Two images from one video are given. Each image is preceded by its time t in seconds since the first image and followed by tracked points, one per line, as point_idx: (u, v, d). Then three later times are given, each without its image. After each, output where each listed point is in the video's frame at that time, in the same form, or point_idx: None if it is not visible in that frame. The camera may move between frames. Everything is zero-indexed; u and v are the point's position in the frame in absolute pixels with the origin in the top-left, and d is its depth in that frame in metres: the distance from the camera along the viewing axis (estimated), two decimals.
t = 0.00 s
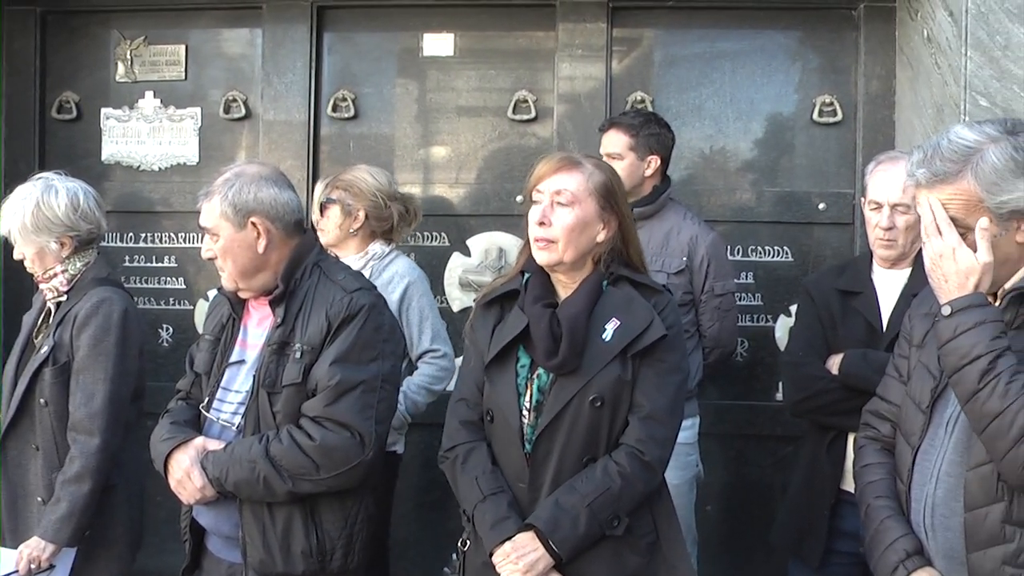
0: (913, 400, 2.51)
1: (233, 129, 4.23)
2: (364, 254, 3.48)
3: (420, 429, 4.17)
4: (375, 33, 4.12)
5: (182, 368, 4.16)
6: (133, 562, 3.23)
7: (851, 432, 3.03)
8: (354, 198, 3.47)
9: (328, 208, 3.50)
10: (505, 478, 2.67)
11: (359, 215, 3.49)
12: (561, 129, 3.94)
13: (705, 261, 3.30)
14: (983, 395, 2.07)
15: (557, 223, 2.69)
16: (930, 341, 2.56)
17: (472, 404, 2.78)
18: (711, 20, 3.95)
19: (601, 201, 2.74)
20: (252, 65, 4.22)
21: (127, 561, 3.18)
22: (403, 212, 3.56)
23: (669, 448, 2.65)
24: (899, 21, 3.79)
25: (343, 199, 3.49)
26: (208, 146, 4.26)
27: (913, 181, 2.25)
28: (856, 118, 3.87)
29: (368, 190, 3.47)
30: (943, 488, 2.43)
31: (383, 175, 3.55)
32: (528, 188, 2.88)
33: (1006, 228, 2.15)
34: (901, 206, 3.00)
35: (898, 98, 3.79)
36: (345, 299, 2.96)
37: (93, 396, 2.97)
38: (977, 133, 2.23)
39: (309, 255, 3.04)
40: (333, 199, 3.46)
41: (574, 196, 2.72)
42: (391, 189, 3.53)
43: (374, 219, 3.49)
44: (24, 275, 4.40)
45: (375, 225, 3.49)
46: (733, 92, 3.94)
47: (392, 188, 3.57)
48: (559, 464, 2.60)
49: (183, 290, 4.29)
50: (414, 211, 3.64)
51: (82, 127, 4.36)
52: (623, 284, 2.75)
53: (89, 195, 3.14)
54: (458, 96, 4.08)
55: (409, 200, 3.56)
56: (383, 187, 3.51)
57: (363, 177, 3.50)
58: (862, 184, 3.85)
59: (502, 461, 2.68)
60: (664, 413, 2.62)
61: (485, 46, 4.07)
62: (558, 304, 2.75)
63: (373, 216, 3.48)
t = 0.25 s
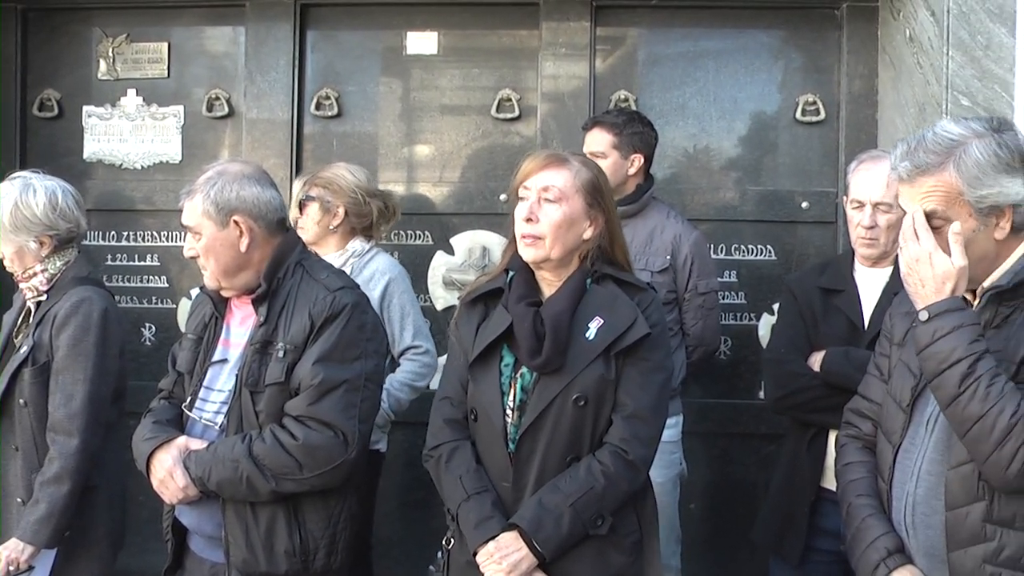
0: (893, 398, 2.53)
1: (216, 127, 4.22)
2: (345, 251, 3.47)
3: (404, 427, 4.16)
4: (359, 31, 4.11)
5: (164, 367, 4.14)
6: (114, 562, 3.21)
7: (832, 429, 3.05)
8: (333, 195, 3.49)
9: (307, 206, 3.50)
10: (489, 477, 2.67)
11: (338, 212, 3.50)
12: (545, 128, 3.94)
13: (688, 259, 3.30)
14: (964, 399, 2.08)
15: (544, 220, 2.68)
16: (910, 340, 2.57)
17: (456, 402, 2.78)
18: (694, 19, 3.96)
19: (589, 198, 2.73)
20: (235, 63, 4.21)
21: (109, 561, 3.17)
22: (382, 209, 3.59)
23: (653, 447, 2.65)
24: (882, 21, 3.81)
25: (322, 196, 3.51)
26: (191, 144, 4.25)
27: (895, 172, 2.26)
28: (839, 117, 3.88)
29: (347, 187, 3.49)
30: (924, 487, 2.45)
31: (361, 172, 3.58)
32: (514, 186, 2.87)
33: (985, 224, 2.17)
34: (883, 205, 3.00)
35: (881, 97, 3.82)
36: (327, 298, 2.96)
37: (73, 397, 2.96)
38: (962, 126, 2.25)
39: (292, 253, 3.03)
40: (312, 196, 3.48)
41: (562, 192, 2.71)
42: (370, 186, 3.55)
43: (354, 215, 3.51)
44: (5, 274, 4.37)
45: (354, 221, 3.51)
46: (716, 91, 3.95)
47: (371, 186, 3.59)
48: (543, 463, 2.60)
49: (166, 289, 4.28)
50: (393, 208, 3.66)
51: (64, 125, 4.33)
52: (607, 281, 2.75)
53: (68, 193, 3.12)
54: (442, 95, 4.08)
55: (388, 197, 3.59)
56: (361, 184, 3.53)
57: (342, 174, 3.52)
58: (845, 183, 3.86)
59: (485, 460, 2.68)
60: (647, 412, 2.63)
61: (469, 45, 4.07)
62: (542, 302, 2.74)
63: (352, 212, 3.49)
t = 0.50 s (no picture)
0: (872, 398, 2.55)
1: (197, 126, 4.20)
2: (322, 250, 3.46)
3: (386, 427, 4.16)
4: (341, 30, 4.10)
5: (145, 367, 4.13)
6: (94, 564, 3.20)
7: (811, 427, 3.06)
8: (310, 194, 3.49)
9: (284, 205, 3.50)
10: (473, 480, 2.67)
11: (315, 211, 3.50)
12: (527, 127, 3.94)
13: (670, 259, 3.31)
14: (938, 464, 2.09)
15: (529, 221, 2.67)
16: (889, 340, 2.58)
17: (440, 403, 2.77)
18: (675, 19, 3.97)
19: (573, 199, 2.72)
20: (216, 62, 4.20)
21: (89, 563, 3.15)
22: (359, 208, 3.58)
23: (636, 449, 2.66)
24: (863, 21, 3.83)
25: (299, 195, 3.51)
26: (172, 143, 4.24)
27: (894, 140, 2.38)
28: (820, 117, 3.90)
29: (324, 186, 3.48)
30: (902, 487, 2.45)
31: (339, 171, 3.57)
32: (497, 187, 2.85)
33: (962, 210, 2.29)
34: (862, 204, 3.03)
35: (861, 97, 3.84)
36: (309, 298, 2.95)
37: (53, 398, 2.94)
38: (968, 119, 2.38)
39: (273, 253, 3.02)
40: (289, 196, 3.48)
41: (546, 193, 2.70)
42: (347, 185, 3.55)
43: (331, 215, 3.51)
44: None
45: (331, 221, 3.51)
46: (698, 90, 3.96)
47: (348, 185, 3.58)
48: (527, 465, 2.60)
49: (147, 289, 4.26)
50: (371, 207, 3.65)
51: (43, 123, 4.30)
52: (591, 284, 2.75)
53: (46, 193, 3.10)
54: (424, 94, 4.07)
55: (365, 196, 3.58)
56: (339, 184, 3.53)
57: (320, 173, 3.52)
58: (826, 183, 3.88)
59: (470, 462, 2.68)
60: (631, 414, 2.63)
61: (451, 44, 4.07)
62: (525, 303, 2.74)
63: (329, 212, 3.49)
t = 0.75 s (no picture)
0: (851, 396, 2.57)
1: (179, 125, 4.19)
2: (300, 249, 3.47)
3: (369, 427, 4.15)
4: (323, 29, 4.10)
5: (126, 368, 4.11)
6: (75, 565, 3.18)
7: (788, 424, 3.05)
8: (288, 193, 3.48)
9: (263, 204, 3.49)
10: (459, 479, 2.66)
11: (294, 210, 3.49)
12: (509, 127, 3.95)
13: (652, 259, 3.32)
14: (905, 551, 2.18)
15: (509, 220, 2.66)
16: (868, 339, 2.60)
17: (425, 403, 2.77)
18: (658, 19, 3.97)
19: (553, 197, 2.72)
20: (197, 61, 4.18)
21: (70, 565, 3.13)
22: (338, 206, 3.57)
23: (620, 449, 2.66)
24: (844, 22, 3.85)
25: (277, 194, 3.50)
26: (153, 142, 4.22)
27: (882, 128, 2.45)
28: (802, 117, 3.92)
29: (303, 185, 3.47)
30: (880, 485, 2.47)
31: (317, 170, 3.56)
32: (479, 188, 2.85)
33: (939, 203, 2.36)
34: (839, 202, 3.06)
35: (843, 97, 3.86)
36: (290, 298, 2.94)
37: (33, 400, 2.93)
38: (958, 116, 2.43)
39: (255, 253, 3.01)
40: (267, 194, 3.46)
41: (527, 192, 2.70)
42: (326, 184, 3.54)
43: (310, 214, 3.49)
44: None
45: (311, 220, 3.49)
46: (680, 90, 3.97)
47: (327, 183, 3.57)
48: (511, 464, 2.60)
49: (128, 288, 4.24)
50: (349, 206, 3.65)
51: (23, 122, 4.27)
52: (574, 284, 2.74)
53: (24, 192, 3.08)
54: (406, 94, 4.07)
55: (344, 194, 3.57)
56: (318, 182, 3.51)
57: (298, 172, 3.51)
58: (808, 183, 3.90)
59: (455, 461, 2.68)
60: (615, 414, 2.64)
61: (433, 43, 4.06)
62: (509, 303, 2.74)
63: (308, 210, 3.48)
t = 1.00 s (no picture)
0: (828, 395, 2.59)
1: (157, 123, 4.17)
2: (271, 248, 3.45)
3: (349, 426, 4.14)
4: (302, 28, 4.09)
5: (104, 368, 4.09)
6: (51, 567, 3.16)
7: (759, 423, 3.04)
8: (258, 192, 3.44)
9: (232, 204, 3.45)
10: (439, 478, 2.65)
11: (265, 210, 3.45)
12: (489, 126, 3.94)
13: (631, 258, 3.33)
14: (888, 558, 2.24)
15: (488, 221, 2.66)
16: (845, 338, 2.63)
17: (405, 402, 2.76)
18: (637, 19, 3.98)
19: (531, 197, 2.72)
20: (176, 59, 4.17)
21: (46, 566, 3.11)
22: (308, 205, 3.54)
23: (600, 447, 2.64)
24: (823, 22, 3.87)
25: (246, 193, 3.46)
26: (131, 141, 4.20)
27: (861, 125, 2.48)
28: (781, 117, 3.94)
29: (273, 183, 3.44)
30: (857, 483, 2.49)
31: (286, 168, 3.53)
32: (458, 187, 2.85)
33: (915, 200, 2.39)
34: (810, 200, 3.07)
35: (822, 96, 3.88)
36: (270, 296, 2.94)
37: (10, 402, 2.91)
38: (938, 115, 2.46)
39: (234, 252, 3.00)
40: (236, 194, 3.41)
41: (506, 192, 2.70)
42: (296, 183, 3.51)
43: (281, 213, 3.46)
44: None
45: (281, 219, 3.46)
46: (660, 90, 3.98)
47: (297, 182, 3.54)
48: (491, 462, 2.57)
49: (106, 288, 4.22)
50: (320, 204, 3.62)
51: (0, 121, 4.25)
52: (553, 283, 2.74)
53: None
54: (386, 93, 4.06)
55: (313, 193, 3.54)
56: (288, 181, 3.49)
57: (268, 171, 3.48)
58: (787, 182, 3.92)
59: (435, 459, 2.66)
60: (595, 412, 2.61)
61: (412, 42, 4.06)
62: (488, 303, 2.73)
63: (279, 209, 3.44)
